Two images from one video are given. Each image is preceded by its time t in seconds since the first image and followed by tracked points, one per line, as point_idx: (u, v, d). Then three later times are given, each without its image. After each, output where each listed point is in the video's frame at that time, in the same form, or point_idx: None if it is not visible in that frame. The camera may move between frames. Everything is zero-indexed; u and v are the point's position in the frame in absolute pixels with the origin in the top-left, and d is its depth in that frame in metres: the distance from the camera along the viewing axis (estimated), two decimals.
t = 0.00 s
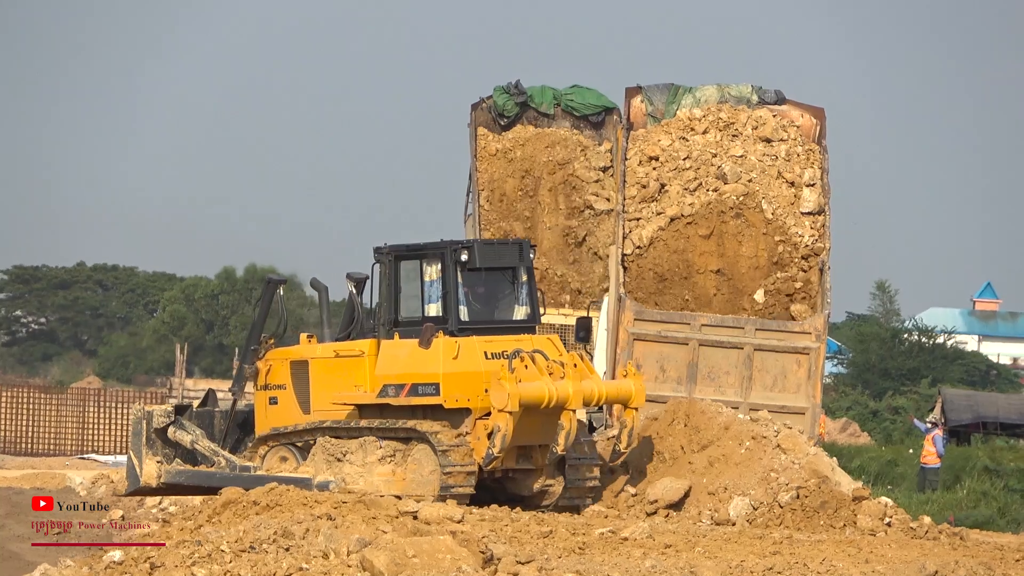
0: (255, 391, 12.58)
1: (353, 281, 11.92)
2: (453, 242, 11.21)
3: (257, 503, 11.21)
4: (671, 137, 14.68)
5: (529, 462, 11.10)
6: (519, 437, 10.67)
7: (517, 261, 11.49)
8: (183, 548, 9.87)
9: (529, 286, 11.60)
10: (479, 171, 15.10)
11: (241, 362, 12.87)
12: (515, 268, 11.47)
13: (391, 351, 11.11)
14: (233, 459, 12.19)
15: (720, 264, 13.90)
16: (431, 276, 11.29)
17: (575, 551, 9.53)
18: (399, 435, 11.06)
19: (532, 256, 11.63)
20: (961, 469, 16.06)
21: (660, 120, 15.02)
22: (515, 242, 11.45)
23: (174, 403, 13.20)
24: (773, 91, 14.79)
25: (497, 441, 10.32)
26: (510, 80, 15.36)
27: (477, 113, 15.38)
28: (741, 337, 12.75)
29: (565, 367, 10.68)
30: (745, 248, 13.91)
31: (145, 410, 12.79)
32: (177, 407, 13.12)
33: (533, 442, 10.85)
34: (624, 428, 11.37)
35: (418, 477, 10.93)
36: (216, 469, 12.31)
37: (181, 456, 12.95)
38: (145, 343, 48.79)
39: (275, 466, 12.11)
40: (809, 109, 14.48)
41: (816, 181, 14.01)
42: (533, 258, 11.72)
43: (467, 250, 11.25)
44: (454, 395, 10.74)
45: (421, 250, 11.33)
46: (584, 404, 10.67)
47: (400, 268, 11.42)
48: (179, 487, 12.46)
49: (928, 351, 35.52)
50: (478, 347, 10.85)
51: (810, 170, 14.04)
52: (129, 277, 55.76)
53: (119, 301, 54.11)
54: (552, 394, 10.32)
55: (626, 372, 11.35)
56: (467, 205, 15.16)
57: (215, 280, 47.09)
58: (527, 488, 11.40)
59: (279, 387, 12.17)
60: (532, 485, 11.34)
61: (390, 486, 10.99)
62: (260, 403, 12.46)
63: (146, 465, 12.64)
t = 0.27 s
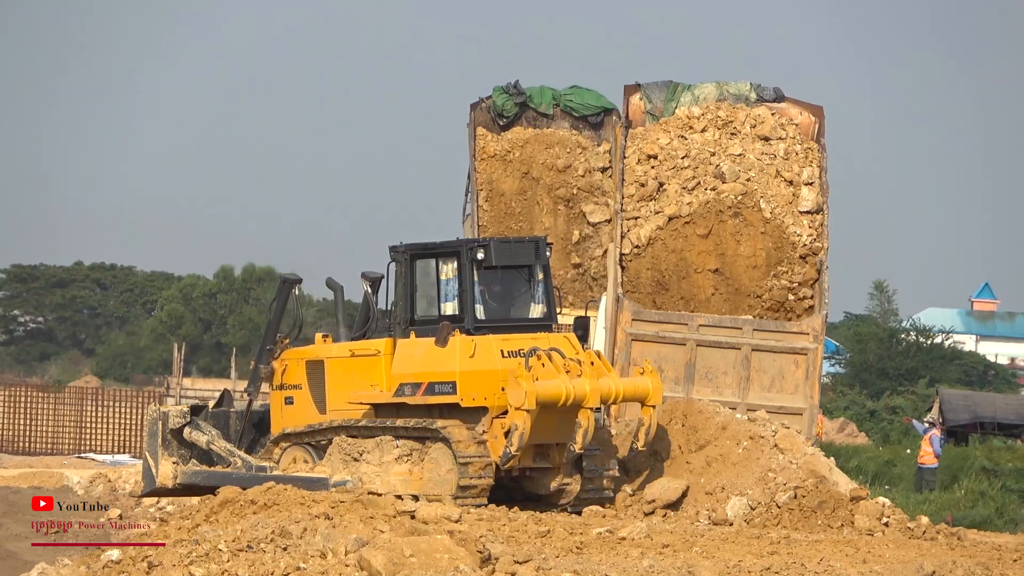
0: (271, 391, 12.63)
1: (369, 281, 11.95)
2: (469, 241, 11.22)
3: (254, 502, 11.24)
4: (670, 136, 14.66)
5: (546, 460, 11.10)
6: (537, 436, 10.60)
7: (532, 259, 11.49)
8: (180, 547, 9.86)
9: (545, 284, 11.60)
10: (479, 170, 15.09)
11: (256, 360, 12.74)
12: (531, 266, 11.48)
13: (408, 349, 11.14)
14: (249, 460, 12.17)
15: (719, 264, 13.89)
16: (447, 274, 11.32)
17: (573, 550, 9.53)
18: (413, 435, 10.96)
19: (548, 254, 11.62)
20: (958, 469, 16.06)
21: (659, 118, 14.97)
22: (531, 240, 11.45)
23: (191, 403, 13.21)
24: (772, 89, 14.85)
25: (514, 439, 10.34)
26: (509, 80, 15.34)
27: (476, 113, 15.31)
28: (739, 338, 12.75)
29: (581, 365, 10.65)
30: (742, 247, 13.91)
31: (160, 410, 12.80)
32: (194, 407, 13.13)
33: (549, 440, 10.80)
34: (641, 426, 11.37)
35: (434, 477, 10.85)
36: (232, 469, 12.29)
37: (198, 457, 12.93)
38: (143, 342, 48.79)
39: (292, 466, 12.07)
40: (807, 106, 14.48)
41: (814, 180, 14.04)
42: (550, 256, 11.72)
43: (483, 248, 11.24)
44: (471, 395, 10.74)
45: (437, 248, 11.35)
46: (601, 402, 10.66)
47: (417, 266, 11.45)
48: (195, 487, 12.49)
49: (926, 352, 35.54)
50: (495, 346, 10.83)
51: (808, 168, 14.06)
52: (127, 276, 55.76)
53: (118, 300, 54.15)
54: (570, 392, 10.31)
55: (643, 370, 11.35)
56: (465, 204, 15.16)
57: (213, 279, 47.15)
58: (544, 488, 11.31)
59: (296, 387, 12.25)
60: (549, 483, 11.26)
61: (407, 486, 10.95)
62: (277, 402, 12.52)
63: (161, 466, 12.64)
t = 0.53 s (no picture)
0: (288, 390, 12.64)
1: (387, 279, 11.91)
2: (488, 240, 11.20)
3: (251, 501, 11.33)
4: (668, 134, 14.61)
5: (565, 460, 11.02)
6: (555, 436, 10.56)
7: (552, 258, 11.43)
8: (178, 546, 9.85)
9: (565, 283, 11.54)
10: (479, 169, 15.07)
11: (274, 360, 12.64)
12: (550, 265, 11.42)
13: (426, 349, 11.14)
14: (267, 458, 12.18)
15: (717, 263, 13.88)
16: (466, 273, 11.29)
17: (570, 550, 9.52)
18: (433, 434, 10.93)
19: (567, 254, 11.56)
20: (956, 468, 16.06)
21: (658, 116, 14.84)
22: (550, 239, 11.40)
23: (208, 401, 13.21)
24: (770, 87, 14.77)
25: (534, 440, 10.25)
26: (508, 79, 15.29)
27: (474, 112, 15.31)
28: (736, 338, 12.74)
29: (600, 364, 10.60)
30: (741, 246, 13.92)
31: (177, 409, 12.83)
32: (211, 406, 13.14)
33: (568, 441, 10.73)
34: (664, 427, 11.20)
35: (453, 476, 10.83)
36: (249, 468, 12.29)
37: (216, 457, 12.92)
38: (140, 341, 48.77)
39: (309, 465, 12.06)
40: (806, 104, 14.41)
41: (812, 178, 14.03)
42: (570, 254, 11.65)
43: (501, 247, 11.22)
44: (490, 394, 10.69)
45: (456, 248, 11.34)
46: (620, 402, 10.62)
47: (436, 266, 11.46)
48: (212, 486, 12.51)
49: (924, 351, 35.56)
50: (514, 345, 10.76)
51: (807, 167, 14.05)
52: (124, 275, 55.73)
53: (115, 299, 54.16)
54: (588, 392, 10.28)
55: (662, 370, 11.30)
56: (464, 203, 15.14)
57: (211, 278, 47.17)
58: (562, 487, 11.29)
59: (313, 386, 12.26)
60: (567, 483, 11.23)
61: (425, 485, 10.94)
62: (294, 401, 12.53)
63: (178, 465, 12.68)
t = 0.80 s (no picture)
0: (305, 387, 12.55)
1: (405, 275, 11.91)
2: (506, 236, 11.17)
3: (247, 497, 11.45)
4: (665, 130, 14.54)
5: (584, 456, 10.96)
6: (574, 432, 10.53)
7: (570, 254, 11.40)
8: (174, 543, 9.83)
9: (583, 278, 11.52)
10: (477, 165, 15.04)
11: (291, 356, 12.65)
12: (568, 261, 11.38)
13: (444, 344, 11.16)
14: (284, 455, 12.14)
15: (713, 260, 13.90)
16: (484, 270, 11.27)
17: (567, 547, 9.51)
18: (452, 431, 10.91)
19: (585, 249, 11.55)
20: (952, 465, 16.05)
21: (654, 112, 14.75)
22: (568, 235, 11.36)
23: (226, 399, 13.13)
24: (768, 82, 14.74)
25: (552, 435, 10.24)
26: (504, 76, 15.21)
27: (471, 110, 15.29)
28: (733, 336, 12.74)
29: (619, 361, 10.58)
30: (738, 242, 13.93)
31: (194, 406, 12.81)
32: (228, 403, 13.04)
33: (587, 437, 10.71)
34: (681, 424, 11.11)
35: (471, 473, 10.79)
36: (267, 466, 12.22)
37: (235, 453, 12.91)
38: (136, 338, 48.72)
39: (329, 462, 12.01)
40: (803, 99, 14.29)
41: (809, 175, 14.00)
42: (588, 250, 11.63)
43: (520, 243, 11.20)
44: (508, 390, 10.65)
45: (474, 244, 11.32)
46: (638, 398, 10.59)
47: (453, 262, 11.43)
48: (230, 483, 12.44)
49: (921, 349, 35.56)
50: (532, 341, 10.73)
51: (803, 163, 13.99)
52: (121, 272, 55.69)
53: (111, 295, 54.11)
54: (607, 388, 10.27)
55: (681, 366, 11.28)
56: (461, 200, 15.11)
57: (207, 274, 47.16)
58: (581, 483, 11.25)
59: (331, 382, 12.24)
60: (586, 480, 11.17)
61: (444, 481, 10.94)
62: (311, 398, 12.45)
63: (195, 462, 12.63)
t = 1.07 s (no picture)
0: (325, 382, 12.54)
1: (424, 270, 12.00)
2: (526, 231, 11.14)
3: (243, 493, 11.55)
4: (660, 124, 14.50)
5: (603, 452, 10.91)
6: (593, 427, 10.55)
7: (590, 249, 11.35)
8: (169, 539, 9.81)
9: (603, 273, 11.46)
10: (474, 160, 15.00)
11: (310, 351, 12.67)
12: (588, 256, 11.34)
13: (464, 340, 11.14)
14: (303, 451, 12.08)
15: (709, 255, 13.90)
16: (504, 264, 11.24)
17: (562, 543, 9.50)
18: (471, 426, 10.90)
19: (606, 244, 11.49)
20: (948, 461, 16.05)
21: (650, 105, 14.71)
22: (587, 230, 11.31)
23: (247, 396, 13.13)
24: (763, 75, 14.54)
25: (573, 432, 10.14)
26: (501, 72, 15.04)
27: (467, 105, 15.18)
28: (729, 332, 12.75)
29: (639, 356, 10.47)
30: (734, 237, 13.95)
31: (213, 403, 12.89)
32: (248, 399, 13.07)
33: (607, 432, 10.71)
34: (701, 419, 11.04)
35: (491, 468, 10.78)
36: (287, 461, 12.18)
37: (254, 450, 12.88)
38: (132, 334, 48.65)
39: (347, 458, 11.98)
40: (798, 93, 14.16)
41: (805, 169, 13.92)
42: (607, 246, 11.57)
43: (539, 238, 11.16)
44: (527, 385, 10.64)
45: (494, 239, 11.28)
46: (658, 394, 10.48)
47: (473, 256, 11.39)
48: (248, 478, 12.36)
49: (916, 345, 35.57)
50: (551, 336, 10.70)
51: (799, 158, 13.92)
52: (116, 269, 55.62)
53: (107, 292, 54.05)
54: (627, 383, 10.20)
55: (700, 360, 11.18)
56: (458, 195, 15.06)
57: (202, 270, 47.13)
58: (601, 479, 11.19)
59: (351, 377, 12.18)
60: (606, 475, 11.10)
61: (463, 477, 10.91)
62: (331, 393, 12.41)
63: (214, 457, 12.64)
